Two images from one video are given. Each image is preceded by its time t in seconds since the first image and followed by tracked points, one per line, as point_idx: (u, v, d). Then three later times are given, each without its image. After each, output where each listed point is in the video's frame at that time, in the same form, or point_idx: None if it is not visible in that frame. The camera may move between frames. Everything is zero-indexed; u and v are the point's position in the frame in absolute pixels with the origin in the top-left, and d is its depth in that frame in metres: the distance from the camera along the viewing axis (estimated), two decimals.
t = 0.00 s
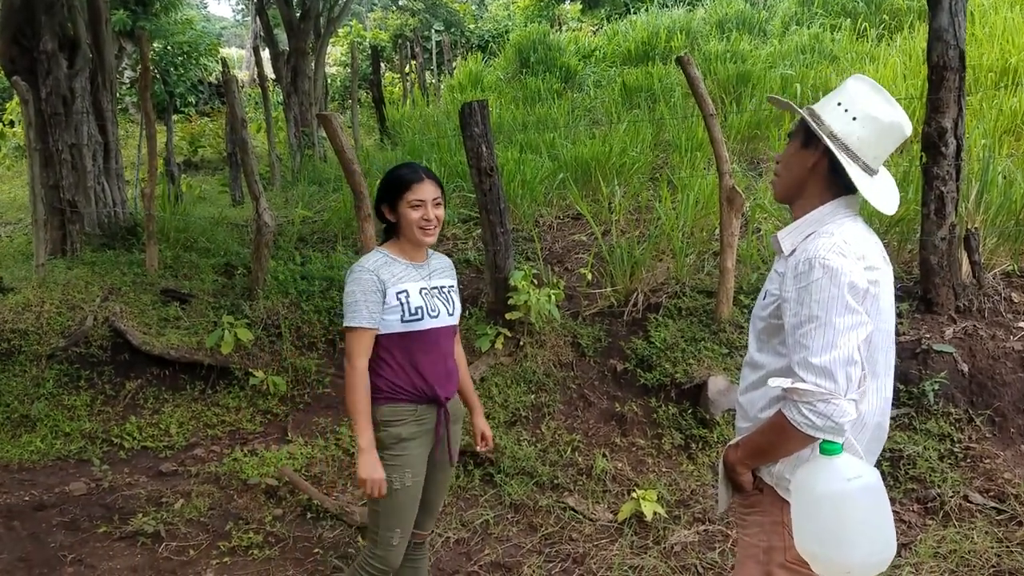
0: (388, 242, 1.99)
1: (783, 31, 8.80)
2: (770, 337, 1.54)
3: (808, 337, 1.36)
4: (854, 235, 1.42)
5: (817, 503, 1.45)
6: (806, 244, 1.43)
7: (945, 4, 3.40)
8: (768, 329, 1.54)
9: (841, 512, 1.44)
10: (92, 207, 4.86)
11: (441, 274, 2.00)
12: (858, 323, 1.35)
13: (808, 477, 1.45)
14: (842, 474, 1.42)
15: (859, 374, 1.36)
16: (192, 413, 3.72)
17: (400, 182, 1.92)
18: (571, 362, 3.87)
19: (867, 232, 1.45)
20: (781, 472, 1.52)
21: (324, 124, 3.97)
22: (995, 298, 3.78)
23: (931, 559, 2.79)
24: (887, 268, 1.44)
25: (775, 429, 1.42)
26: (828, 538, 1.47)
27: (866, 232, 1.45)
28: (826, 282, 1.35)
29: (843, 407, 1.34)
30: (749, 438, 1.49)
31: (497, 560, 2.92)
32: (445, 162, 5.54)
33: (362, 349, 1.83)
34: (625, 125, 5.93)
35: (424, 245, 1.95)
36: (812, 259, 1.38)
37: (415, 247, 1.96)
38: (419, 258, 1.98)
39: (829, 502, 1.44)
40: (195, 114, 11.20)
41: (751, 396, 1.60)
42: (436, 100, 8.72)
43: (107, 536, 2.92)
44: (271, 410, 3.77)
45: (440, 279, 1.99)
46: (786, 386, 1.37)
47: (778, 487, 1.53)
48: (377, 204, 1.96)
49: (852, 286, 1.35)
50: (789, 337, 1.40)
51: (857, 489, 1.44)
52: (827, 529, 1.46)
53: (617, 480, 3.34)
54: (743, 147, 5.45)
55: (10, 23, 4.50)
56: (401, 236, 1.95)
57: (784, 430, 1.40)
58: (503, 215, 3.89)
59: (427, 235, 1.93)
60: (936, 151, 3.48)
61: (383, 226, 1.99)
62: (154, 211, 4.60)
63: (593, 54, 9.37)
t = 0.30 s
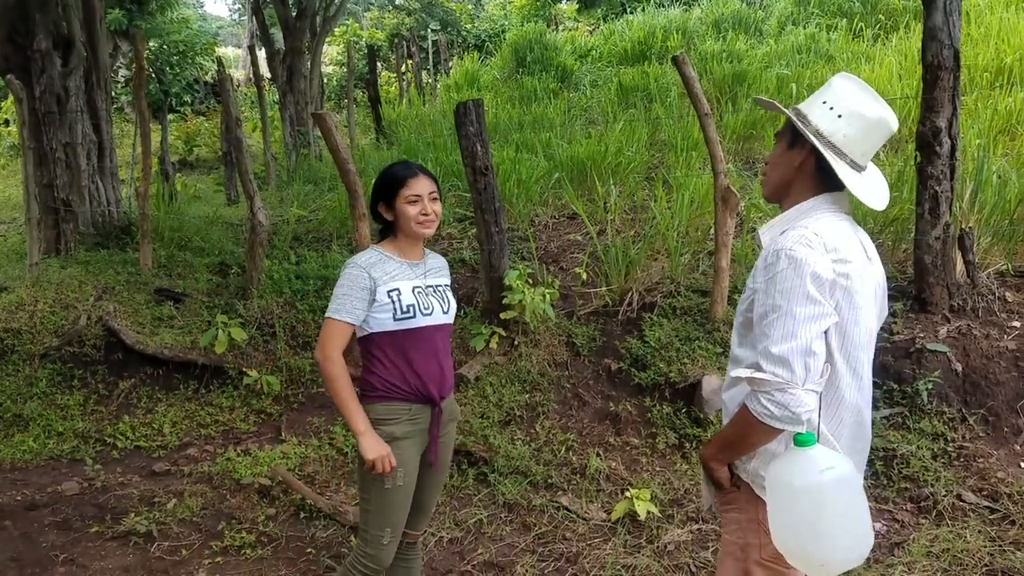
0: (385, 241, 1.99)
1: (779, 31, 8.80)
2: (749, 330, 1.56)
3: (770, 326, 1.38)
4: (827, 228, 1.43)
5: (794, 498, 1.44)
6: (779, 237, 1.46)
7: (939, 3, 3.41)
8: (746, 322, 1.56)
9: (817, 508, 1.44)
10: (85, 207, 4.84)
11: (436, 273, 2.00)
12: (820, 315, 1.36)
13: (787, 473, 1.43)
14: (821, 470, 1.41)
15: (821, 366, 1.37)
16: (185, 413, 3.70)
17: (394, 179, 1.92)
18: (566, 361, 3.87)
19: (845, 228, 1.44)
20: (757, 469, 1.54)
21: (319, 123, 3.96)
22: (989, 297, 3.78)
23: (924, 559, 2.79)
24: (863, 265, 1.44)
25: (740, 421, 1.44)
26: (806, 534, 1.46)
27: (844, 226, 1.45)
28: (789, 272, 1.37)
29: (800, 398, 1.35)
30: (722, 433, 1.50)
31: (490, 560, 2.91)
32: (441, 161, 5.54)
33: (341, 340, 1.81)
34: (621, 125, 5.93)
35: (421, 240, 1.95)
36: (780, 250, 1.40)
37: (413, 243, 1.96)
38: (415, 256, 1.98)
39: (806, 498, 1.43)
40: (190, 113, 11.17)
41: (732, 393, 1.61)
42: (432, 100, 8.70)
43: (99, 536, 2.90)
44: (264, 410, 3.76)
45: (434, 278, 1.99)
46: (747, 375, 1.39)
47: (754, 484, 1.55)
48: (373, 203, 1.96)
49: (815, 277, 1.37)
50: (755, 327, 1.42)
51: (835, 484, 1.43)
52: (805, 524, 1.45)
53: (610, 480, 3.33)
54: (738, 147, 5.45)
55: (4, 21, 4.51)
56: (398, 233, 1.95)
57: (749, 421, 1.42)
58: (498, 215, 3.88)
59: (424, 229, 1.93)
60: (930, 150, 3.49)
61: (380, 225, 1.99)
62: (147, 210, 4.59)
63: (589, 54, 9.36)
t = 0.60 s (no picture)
0: (391, 239, 2.01)
1: (777, 32, 8.84)
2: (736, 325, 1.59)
3: (741, 315, 1.42)
4: (803, 221, 1.46)
5: (754, 484, 1.48)
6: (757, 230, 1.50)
7: (938, 4, 3.43)
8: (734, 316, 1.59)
9: (779, 492, 1.47)
10: (85, 206, 4.85)
11: (443, 272, 2.02)
12: (788, 304, 1.39)
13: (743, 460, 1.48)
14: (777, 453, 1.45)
15: (791, 354, 1.39)
16: (186, 411, 3.72)
17: (399, 178, 1.94)
18: (566, 360, 3.90)
19: (826, 221, 1.46)
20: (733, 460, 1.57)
21: (319, 122, 3.97)
22: (987, 297, 3.81)
23: (923, 556, 2.81)
24: (841, 257, 1.45)
25: (717, 410, 1.48)
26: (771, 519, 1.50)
27: (824, 218, 1.47)
28: (759, 262, 1.41)
29: (768, 384, 1.38)
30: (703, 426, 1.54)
31: (492, 557, 2.93)
32: (440, 161, 5.56)
33: (367, 345, 1.86)
34: (620, 125, 5.95)
35: (427, 237, 1.97)
36: (753, 241, 1.45)
37: (418, 240, 1.97)
38: (421, 254, 2.00)
39: (766, 483, 1.47)
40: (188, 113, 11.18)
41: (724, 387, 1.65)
42: (431, 99, 8.71)
43: (101, 534, 2.92)
44: (266, 408, 3.77)
45: (441, 276, 2.01)
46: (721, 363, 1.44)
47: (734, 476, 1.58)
48: (378, 202, 1.98)
49: (784, 266, 1.40)
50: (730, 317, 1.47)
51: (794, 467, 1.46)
52: (767, 509, 1.49)
53: (611, 478, 3.35)
54: (737, 147, 5.48)
55: (4, 19, 4.52)
56: (403, 231, 1.97)
57: (723, 409, 1.46)
58: (498, 214, 3.91)
59: (429, 226, 1.95)
60: (929, 150, 3.51)
61: (386, 224, 2.01)
62: (148, 209, 4.60)
63: (588, 54, 9.39)
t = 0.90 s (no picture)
0: (396, 242, 2.04)
1: (777, 32, 8.86)
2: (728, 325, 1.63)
3: (716, 312, 1.47)
4: (782, 226, 1.50)
5: (715, 474, 1.49)
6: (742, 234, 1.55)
7: (936, 8, 3.46)
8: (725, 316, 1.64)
9: (741, 485, 1.48)
10: (88, 207, 4.88)
11: (446, 275, 2.04)
12: (758, 303, 1.43)
13: (706, 449, 1.50)
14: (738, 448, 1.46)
15: (760, 351, 1.43)
16: (188, 412, 3.75)
17: (403, 180, 1.97)
18: (566, 361, 3.93)
19: (810, 230, 1.50)
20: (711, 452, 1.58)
21: (321, 124, 3.99)
22: (984, 299, 3.84)
23: (920, 557, 2.83)
24: (818, 261, 1.47)
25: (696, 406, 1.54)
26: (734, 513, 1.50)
27: (805, 225, 1.51)
28: (734, 262, 1.46)
29: (737, 378, 1.42)
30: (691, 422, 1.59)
31: (492, 558, 2.96)
32: (441, 162, 5.59)
33: (372, 344, 1.89)
34: (620, 126, 5.98)
35: (430, 239, 1.99)
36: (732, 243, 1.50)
37: (421, 243, 2.00)
38: (425, 258, 2.02)
39: (728, 476, 1.48)
40: (189, 113, 11.21)
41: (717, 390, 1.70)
42: (432, 100, 8.74)
43: (105, 534, 2.95)
44: (267, 409, 3.80)
45: (443, 280, 2.03)
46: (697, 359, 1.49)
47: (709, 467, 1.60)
48: (382, 205, 2.01)
49: (756, 266, 1.44)
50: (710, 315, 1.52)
51: (755, 462, 1.46)
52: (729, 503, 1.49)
53: (611, 479, 3.38)
54: (736, 148, 5.50)
55: (7, 22, 4.54)
56: (406, 234, 1.99)
57: (700, 403, 1.51)
58: (499, 216, 3.94)
59: (431, 229, 1.97)
60: (927, 153, 3.54)
61: (391, 228, 2.04)
62: (150, 211, 4.63)
63: (588, 54, 9.41)
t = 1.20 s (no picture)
0: (398, 241, 2.05)
1: (777, 32, 8.86)
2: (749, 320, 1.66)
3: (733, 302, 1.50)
4: (800, 226, 1.52)
5: (725, 446, 1.51)
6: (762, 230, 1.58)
7: (936, 8, 3.46)
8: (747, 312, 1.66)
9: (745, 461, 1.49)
10: (89, 207, 4.89)
11: (448, 275, 2.04)
12: (773, 294, 1.45)
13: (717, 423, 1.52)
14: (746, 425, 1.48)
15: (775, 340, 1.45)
16: (189, 412, 3.75)
17: (404, 179, 1.98)
18: (567, 361, 3.93)
19: (830, 230, 1.52)
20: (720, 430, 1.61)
21: (321, 124, 4.00)
22: (985, 299, 3.85)
23: (920, 556, 2.84)
24: (833, 258, 1.49)
25: (714, 389, 1.57)
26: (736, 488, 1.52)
27: (825, 227, 1.52)
28: (751, 254, 1.49)
29: (750, 365, 1.45)
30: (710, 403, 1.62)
31: (493, 557, 2.96)
32: (442, 162, 5.60)
33: (370, 345, 1.91)
34: (621, 126, 5.99)
35: (428, 237, 2.00)
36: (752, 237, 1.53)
37: (422, 241, 2.01)
38: (427, 258, 2.03)
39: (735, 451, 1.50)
40: (190, 113, 11.22)
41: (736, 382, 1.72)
42: (432, 99, 8.75)
43: (106, 533, 2.95)
44: (268, 409, 3.80)
45: (444, 280, 2.03)
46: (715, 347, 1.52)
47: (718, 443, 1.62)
48: (384, 204, 2.03)
49: (773, 261, 1.47)
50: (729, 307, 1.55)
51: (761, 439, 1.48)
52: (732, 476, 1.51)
53: (611, 478, 3.38)
54: (737, 148, 5.51)
55: (8, 22, 4.55)
56: (407, 232, 2.00)
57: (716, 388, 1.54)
58: (499, 216, 3.94)
59: (430, 225, 1.97)
60: (927, 153, 3.55)
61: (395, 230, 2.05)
62: (151, 211, 4.63)
63: (589, 54, 9.42)
